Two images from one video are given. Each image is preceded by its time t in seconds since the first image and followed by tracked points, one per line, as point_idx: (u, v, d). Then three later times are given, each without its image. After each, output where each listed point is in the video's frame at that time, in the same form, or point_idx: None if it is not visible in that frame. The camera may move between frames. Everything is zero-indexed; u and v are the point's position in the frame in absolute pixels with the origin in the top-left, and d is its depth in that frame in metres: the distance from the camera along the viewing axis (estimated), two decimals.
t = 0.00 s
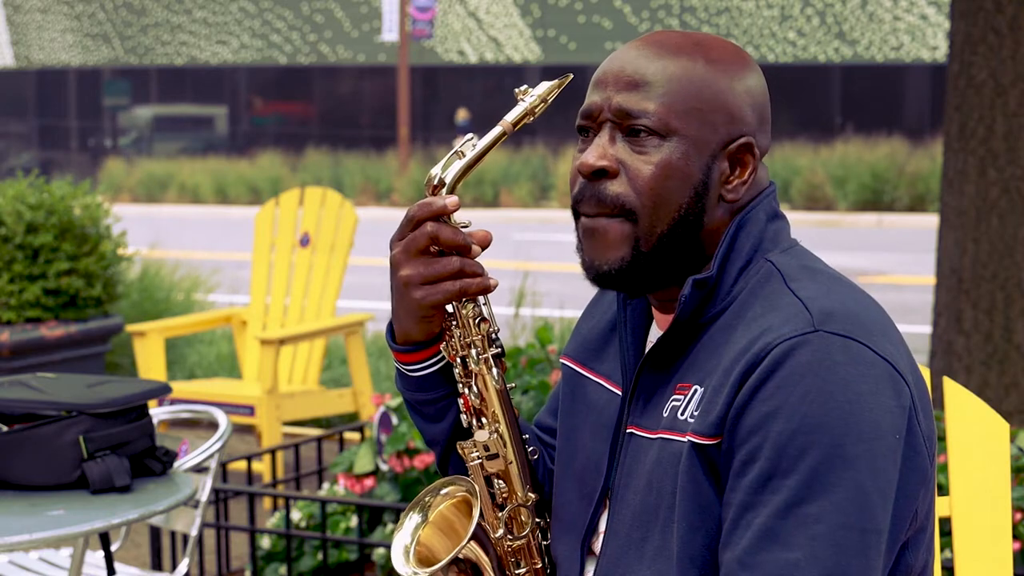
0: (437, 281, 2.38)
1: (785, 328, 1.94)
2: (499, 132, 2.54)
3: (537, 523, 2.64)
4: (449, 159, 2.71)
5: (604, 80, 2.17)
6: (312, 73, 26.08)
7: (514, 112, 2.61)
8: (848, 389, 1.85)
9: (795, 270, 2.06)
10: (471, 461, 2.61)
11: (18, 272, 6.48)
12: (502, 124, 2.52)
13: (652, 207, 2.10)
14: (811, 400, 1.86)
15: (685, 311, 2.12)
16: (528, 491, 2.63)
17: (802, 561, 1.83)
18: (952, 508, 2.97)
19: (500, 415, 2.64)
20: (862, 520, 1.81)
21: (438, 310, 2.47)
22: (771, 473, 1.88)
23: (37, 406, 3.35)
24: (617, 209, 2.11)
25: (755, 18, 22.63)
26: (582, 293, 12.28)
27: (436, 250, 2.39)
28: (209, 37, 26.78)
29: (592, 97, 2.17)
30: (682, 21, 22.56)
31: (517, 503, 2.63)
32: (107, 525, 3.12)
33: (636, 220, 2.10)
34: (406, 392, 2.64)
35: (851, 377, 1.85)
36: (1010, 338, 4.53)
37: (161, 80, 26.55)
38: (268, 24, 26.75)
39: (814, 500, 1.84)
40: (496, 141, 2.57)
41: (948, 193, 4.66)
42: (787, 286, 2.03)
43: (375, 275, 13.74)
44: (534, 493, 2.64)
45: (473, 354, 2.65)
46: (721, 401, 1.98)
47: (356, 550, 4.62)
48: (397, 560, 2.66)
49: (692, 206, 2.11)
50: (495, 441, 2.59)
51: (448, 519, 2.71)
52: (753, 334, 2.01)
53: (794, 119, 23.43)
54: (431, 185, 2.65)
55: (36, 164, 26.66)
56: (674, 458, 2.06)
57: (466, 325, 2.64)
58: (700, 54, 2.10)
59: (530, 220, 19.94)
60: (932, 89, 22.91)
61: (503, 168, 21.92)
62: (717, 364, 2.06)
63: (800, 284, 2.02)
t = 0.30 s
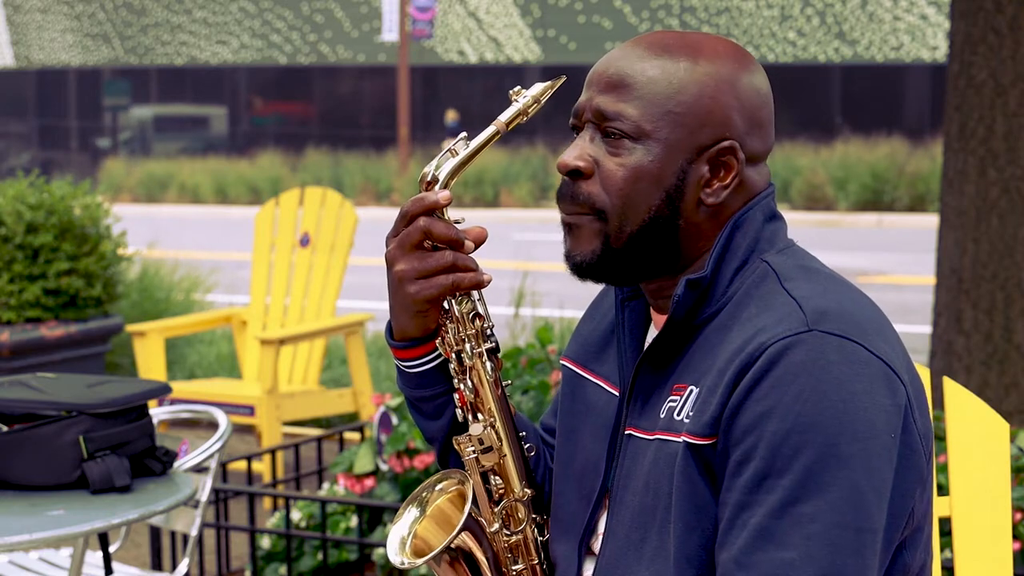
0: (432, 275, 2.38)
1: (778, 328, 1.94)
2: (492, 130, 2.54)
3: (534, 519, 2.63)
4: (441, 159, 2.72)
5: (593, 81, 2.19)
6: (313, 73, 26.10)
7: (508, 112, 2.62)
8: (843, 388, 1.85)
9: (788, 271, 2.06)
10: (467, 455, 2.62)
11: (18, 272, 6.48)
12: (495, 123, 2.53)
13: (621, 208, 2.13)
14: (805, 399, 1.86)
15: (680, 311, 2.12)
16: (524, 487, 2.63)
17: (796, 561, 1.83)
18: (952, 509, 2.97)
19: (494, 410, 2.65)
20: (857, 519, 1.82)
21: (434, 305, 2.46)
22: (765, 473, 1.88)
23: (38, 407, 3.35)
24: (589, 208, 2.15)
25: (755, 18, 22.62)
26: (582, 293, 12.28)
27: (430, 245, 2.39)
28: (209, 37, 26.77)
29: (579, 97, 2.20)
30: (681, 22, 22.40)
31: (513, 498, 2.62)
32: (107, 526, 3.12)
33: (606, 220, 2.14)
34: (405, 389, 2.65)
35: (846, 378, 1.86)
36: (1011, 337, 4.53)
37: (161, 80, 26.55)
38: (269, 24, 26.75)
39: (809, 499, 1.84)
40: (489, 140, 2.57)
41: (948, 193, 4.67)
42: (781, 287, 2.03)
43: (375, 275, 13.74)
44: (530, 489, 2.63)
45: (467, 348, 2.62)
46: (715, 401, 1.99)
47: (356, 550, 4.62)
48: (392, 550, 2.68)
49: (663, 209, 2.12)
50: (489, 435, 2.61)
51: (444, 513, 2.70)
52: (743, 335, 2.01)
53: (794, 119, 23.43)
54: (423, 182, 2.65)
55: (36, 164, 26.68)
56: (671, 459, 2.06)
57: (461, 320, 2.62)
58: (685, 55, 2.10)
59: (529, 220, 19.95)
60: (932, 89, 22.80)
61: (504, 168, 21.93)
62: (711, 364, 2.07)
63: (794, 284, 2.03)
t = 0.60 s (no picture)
0: (430, 274, 2.38)
1: (776, 327, 1.94)
2: (491, 130, 2.54)
3: (532, 518, 2.63)
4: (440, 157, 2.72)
5: (591, 81, 2.20)
6: (313, 73, 26.10)
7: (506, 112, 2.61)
8: (839, 388, 1.85)
9: (786, 270, 2.06)
10: (465, 454, 2.62)
11: (18, 272, 6.48)
12: (494, 123, 2.53)
13: (616, 205, 2.15)
14: (801, 398, 1.86)
15: (677, 308, 2.12)
16: (522, 486, 2.64)
17: (791, 559, 1.83)
18: (952, 508, 2.97)
19: (492, 409, 2.65)
20: (853, 519, 1.82)
21: (432, 303, 2.46)
22: (761, 472, 1.88)
23: (38, 406, 3.35)
24: (586, 203, 2.17)
25: (755, 18, 22.63)
26: (581, 294, 12.28)
27: (429, 244, 2.39)
28: (209, 37, 26.79)
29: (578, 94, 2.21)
30: (681, 22, 22.45)
31: (512, 498, 2.63)
32: (107, 526, 3.12)
33: (601, 215, 2.17)
34: (405, 387, 2.64)
35: (842, 378, 1.86)
36: (1011, 338, 4.53)
37: (161, 80, 26.53)
38: (268, 23, 26.76)
39: (804, 498, 1.84)
40: (489, 139, 2.57)
41: (949, 193, 4.66)
42: (778, 286, 2.03)
43: (375, 276, 13.74)
44: (527, 488, 2.64)
45: (465, 346, 2.62)
46: (711, 400, 1.99)
47: (356, 550, 4.62)
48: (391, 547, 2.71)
49: (657, 206, 2.13)
50: (486, 434, 2.61)
51: (442, 511, 2.71)
52: (739, 334, 2.02)
53: (794, 119, 23.43)
54: (423, 181, 2.65)
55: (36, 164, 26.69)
56: (667, 458, 2.07)
57: (460, 319, 2.62)
58: (685, 52, 2.10)
59: (530, 220, 19.95)
60: (932, 90, 22.80)
61: (504, 168, 21.93)
62: (708, 363, 2.07)
63: (792, 283, 2.02)
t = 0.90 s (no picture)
0: (428, 276, 2.38)
1: (785, 329, 1.94)
2: (488, 131, 2.54)
3: (532, 519, 2.63)
4: (438, 158, 2.72)
5: (596, 81, 2.19)
6: (312, 73, 26.08)
7: (504, 112, 2.61)
8: (849, 391, 1.85)
9: (792, 272, 2.06)
10: (464, 456, 2.62)
11: (18, 272, 6.48)
12: (492, 123, 2.52)
13: (619, 204, 2.14)
14: (811, 401, 1.86)
15: (685, 309, 2.12)
16: (522, 487, 2.62)
17: (802, 562, 1.84)
18: (952, 509, 2.97)
19: (492, 410, 2.63)
20: (864, 521, 1.82)
21: (431, 305, 2.47)
22: (770, 474, 1.88)
23: (37, 407, 3.35)
24: (589, 200, 2.16)
25: (755, 18, 22.65)
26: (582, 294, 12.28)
27: (426, 246, 2.40)
28: (209, 37, 26.84)
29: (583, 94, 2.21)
30: (681, 22, 22.47)
31: (511, 499, 2.62)
32: (107, 526, 3.11)
33: (604, 212, 2.15)
34: (403, 389, 2.65)
35: (852, 380, 1.86)
36: (1011, 338, 4.53)
37: (162, 80, 26.52)
38: (268, 24, 26.80)
39: (815, 501, 1.84)
40: (486, 139, 2.57)
41: (949, 193, 4.66)
42: (787, 287, 2.03)
43: (375, 276, 13.73)
44: (528, 489, 2.63)
45: (464, 348, 2.63)
46: (719, 402, 1.99)
47: (355, 550, 4.62)
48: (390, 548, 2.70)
49: (662, 205, 2.12)
50: (486, 435, 2.60)
51: (441, 514, 2.71)
52: (746, 335, 2.02)
53: (794, 119, 23.41)
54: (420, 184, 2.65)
55: (36, 164, 26.70)
56: (675, 459, 2.06)
57: (459, 321, 2.62)
58: (688, 52, 2.10)
59: (529, 220, 19.95)
60: (932, 89, 22.88)
61: (504, 168, 21.93)
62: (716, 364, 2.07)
63: (801, 285, 2.02)
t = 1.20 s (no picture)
0: (426, 281, 2.37)
1: (800, 323, 1.94)
2: (485, 132, 2.54)
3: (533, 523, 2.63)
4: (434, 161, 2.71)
5: (605, 80, 2.17)
6: (312, 73, 26.03)
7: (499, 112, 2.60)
8: (862, 386, 1.84)
9: (808, 269, 2.06)
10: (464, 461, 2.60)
11: (18, 272, 6.48)
12: (488, 124, 2.53)
13: (645, 206, 2.11)
14: (822, 391, 1.85)
15: (697, 306, 2.12)
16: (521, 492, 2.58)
17: (799, 550, 1.81)
18: (951, 509, 2.97)
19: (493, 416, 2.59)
20: (864, 517, 1.81)
21: (427, 310, 2.46)
22: (775, 459, 1.86)
23: (37, 407, 3.35)
24: (614, 205, 2.12)
25: (755, 18, 22.98)
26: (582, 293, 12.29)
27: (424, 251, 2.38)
28: (210, 37, 26.93)
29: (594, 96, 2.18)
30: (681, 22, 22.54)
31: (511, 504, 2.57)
32: (107, 526, 3.11)
33: (631, 215, 2.11)
34: (400, 393, 2.64)
35: (864, 372, 1.86)
36: (1010, 338, 4.53)
37: (162, 81, 26.50)
38: (269, 24, 26.87)
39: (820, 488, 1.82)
40: (484, 140, 2.57)
41: (948, 193, 4.66)
42: (801, 285, 2.03)
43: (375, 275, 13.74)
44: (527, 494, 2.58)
45: (462, 353, 2.59)
46: (729, 391, 1.98)
47: (355, 550, 4.61)
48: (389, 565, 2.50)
49: (688, 202, 2.11)
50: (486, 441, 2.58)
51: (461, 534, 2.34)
52: (759, 329, 2.02)
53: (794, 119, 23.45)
54: (417, 187, 2.64)
55: (36, 164, 26.69)
56: (682, 453, 2.05)
57: (455, 325, 2.59)
58: (702, 50, 2.11)
59: (529, 220, 19.96)
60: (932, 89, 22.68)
61: (504, 168, 21.95)
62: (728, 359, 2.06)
63: (815, 282, 2.03)
